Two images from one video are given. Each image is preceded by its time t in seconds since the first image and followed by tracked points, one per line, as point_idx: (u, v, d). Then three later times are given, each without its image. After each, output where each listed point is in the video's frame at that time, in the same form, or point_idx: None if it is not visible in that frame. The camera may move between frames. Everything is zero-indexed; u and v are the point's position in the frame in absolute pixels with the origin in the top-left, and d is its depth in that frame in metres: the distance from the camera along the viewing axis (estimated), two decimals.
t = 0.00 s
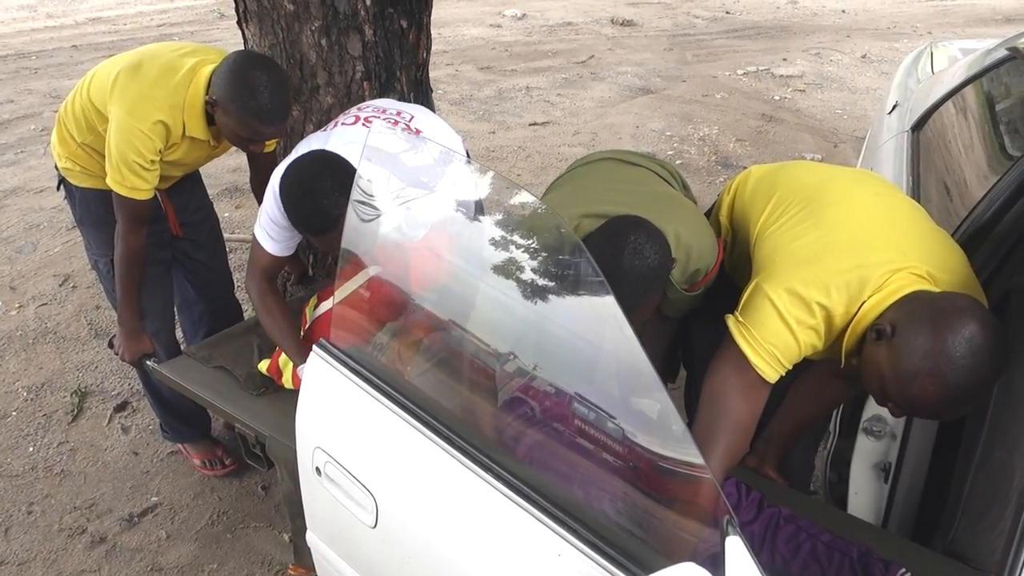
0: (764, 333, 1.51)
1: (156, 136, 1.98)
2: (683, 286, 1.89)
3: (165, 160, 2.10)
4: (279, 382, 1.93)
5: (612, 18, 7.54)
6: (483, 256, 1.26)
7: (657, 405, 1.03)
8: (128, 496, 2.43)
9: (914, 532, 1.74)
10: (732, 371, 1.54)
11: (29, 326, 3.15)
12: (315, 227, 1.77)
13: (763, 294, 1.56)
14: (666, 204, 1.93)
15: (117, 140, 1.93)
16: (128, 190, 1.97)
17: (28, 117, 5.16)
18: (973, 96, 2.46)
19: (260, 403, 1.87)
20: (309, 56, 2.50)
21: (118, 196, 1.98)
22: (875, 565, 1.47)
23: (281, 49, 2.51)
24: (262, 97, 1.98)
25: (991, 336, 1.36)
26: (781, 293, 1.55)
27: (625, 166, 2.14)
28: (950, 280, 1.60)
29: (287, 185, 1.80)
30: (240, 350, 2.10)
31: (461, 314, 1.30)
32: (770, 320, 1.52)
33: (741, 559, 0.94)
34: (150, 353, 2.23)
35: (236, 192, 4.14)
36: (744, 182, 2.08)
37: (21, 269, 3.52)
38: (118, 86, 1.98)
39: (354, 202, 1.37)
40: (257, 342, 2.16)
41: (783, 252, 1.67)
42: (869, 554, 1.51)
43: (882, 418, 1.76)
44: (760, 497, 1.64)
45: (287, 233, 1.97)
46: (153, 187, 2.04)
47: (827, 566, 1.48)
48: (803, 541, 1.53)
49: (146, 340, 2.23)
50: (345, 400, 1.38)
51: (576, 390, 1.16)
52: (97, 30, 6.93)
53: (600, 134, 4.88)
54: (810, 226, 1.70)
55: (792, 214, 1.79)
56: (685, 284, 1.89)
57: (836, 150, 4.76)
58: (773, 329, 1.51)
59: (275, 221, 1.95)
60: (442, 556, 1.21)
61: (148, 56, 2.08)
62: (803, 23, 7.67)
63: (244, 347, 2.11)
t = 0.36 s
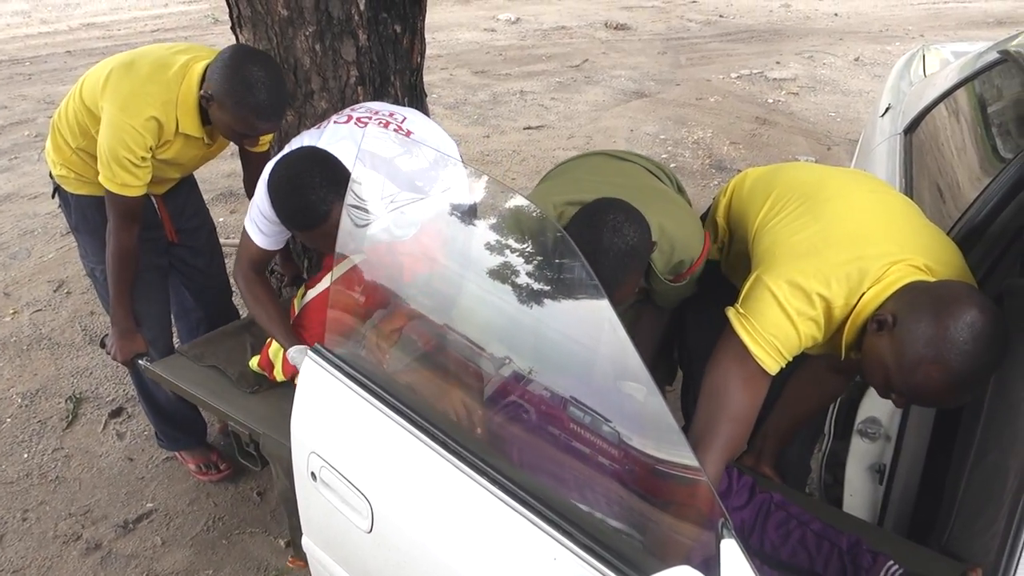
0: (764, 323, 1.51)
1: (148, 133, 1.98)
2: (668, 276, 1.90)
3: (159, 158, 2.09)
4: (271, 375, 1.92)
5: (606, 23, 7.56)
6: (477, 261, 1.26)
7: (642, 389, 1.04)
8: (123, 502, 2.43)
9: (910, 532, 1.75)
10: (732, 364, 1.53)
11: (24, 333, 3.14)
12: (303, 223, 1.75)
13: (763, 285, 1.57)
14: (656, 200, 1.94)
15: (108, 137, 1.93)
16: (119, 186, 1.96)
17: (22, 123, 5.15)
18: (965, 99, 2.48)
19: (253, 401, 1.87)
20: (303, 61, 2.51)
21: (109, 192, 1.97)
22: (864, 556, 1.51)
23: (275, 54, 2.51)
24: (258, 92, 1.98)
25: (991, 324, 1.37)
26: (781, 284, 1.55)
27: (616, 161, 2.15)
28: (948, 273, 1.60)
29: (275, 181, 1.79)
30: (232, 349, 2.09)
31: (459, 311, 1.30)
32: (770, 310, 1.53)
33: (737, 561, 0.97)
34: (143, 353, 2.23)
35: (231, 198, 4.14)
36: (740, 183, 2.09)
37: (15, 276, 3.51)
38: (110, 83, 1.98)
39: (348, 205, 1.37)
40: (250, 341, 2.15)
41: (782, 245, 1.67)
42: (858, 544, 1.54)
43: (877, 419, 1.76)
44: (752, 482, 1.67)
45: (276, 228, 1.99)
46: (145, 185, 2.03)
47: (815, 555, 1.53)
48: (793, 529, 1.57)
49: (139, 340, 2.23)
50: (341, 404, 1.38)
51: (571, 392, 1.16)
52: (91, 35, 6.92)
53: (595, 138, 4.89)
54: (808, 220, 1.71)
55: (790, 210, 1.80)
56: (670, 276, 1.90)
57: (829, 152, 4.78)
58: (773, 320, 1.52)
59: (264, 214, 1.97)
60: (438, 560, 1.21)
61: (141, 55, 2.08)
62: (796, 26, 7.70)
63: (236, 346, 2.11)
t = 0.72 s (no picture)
0: (759, 321, 1.52)
1: (143, 135, 1.99)
2: (641, 272, 1.93)
3: (154, 162, 2.10)
4: (233, 365, 1.97)
5: (600, 27, 7.58)
6: (473, 266, 1.26)
7: (610, 373, 1.08)
8: (119, 510, 2.42)
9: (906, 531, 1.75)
10: (726, 364, 1.53)
11: (18, 341, 3.14)
12: (289, 221, 1.76)
13: (757, 282, 1.57)
14: (635, 198, 1.97)
15: (104, 141, 1.94)
16: (114, 189, 1.96)
17: (16, 132, 5.15)
18: (956, 100, 2.49)
19: (244, 403, 1.84)
20: (296, 68, 2.51)
21: (105, 196, 1.97)
22: (815, 535, 1.54)
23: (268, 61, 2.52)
24: (257, 94, 1.98)
25: (983, 322, 1.38)
26: (775, 282, 1.56)
27: (602, 159, 2.17)
28: (940, 272, 1.62)
29: (260, 181, 1.80)
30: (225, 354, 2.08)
31: (455, 314, 1.31)
32: (765, 307, 1.53)
33: (729, 562, 0.97)
34: (134, 359, 2.20)
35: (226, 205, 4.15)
36: (735, 185, 2.10)
37: (10, 284, 3.51)
38: (105, 87, 1.99)
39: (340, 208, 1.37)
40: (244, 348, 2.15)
41: (776, 244, 1.68)
42: (810, 524, 1.57)
43: (870, 421, 1.77)
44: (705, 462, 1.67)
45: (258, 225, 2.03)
46: (141, 188, 2.03)
47: (768, 536, 1.56)
48: (747, 510, 1.59)
49: (131, 345, 2.20)
50: (336, 411, 1.38)
51: (568, 398, 1.16)
52: (85, 43, 6.92)
53: (589, 142, 4.90)
54: (802, 219, 1.72)
55: (784, 210, 1.81)
56: (643, 271, 1.93)
57: (823, 155, 4.80)
58: (767, 317, 1.52)
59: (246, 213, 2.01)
60: (432, 566, 1.21)
61: (135, 59, 2.09)
62: (789, 29, 7.73)
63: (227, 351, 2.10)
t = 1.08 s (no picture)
0: (757, 325, 1.51)
1: (139, 145, 1.98)
2: (618, 277, 1.91)
3: (150, 170, 2.09)
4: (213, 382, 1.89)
5: (597, 30, 7.59)
6: (470, 268, 1.26)
7: (588, 369, 1.11)
8: (118, 516, 2.41)
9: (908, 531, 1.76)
10: (725, 370, 1.53)
11: (16, 347, 3.13)
12: (269, 232, 1.76)
13: (755, 285, 1.57)
14: (614, 202, 1.97)
15: (99, 150, 1.93)
16: (110, 200, 1.96)
17: (13, 137, 5.14)
18: (954, 101, 2.50)
19: (242, 413, 1.79)
20: (293, 72, 2.51)
21: (100, 206, 1.97)
22: (785, 526, 1.54)
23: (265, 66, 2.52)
24: (256, 107, 1.98)
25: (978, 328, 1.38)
26: (773, 286, 1.55)
27: (590, 163, 2.17)
28: (937, 275, 1.62)
29: (239, 192, 1.79)
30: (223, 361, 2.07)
31: (452, 319, 1.30)
32: (763, 311, 1.52)
33: (729, 564, 0.97)
34: (129, 368, 2.21)
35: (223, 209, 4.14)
36: (732, 188, 2.09)
37: (7, 290, 3.50)
38: (100, 96, 1.99)
39: (341, 216, 1.38)
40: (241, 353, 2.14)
41: (773, 248, 1.68)
42: (781, 515, 1.58)
43: (870, 423, 1.73)
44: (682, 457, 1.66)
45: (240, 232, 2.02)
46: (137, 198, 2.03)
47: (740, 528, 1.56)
48: (719, 502, 1.59)
49: (126, 355, 2.21)
50: (335, 415, 1.38)
51: (568, 401, 1.16)
52: (82, 49, 6.92)
53: (586, 145, 4.91)
54: (800, 223, 1.72)
55: (781, 213, 1.81)
56: (620, 276, 1.92)
57: (820, 156, 4.80)
58: (765, 321, 1.52)
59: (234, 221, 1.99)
60: (431, 570, 1.21)
61: (131, 67, 2.09)
62: (786, 31, 7.75)
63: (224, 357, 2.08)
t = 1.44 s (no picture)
0: (756, 334, 1.51)
1: (138, 154, 1.98)
2: (623, 290, 1.89)
3: (148, 178, 2.09)
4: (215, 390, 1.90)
5: (597, 31, 7.59)
6: (471, 270, 1.25)
7: (590, 379, 1.11)
8: (118, 518, 2.41)
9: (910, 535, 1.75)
10: (725, 375, 1.53)
11: (16, 348, 3.13)
12: (278, 225, 1.77)
13: (754, 295, 1.57)
14: (614, 214, 1.94)
15: (99, 159, 1.93)
16: (110, 208, 1.96)
17: (13, 139, 5.14)
18: (955, 103, 2.49)
19: (244, 420, 1.78)
20: (294, 74, 2.51)
21: (99, 214, 1.97)
22: (791, 535, 1.53)
23: (266, 67, 2.51)
24: (256, 120, 1.98)
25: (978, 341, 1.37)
26: (772, 295, 1.55)
27: (588, 172, 2.15)
28: (938, 282, 1.61)
29: (247, 182, 1.79)
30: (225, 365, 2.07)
31: (451, 325, 1.30)
32: (762, 320, 1.52)
33: (731, 566, 0.98)
34: (132, 376, 2.22)
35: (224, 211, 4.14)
36: (733, 191, 2.09)
37: (7, 291, 3.50)
38: (99, 104, 1.98)
39: (342, 217, 1.38)
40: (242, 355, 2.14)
41: (772, 256, 1.68)
42: (786, 524, 1.56)
43: (872, 424, 1.73)
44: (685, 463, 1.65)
45: (249, 232, 2.02)
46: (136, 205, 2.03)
47: (745, 538, 1.54)
48: (724, 512, 1.57)
49: (127, 363, 2.22)
50: (336, 417, 1.38)
51: (568, 401, 1.15)
52: (83, 50, 6.93)
53: (587, 147, 4.91)
54: (800, 229, 1.71)
55: (782, 219, 1.81)
56: (625, 290, 1.89)
57: (821, 158, 4.80)
58: (764, 330, 1.51)
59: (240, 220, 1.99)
60: (432, 571, 1.20)
61: (128, 73, 2.08)
62: (786, 33, 7.74)
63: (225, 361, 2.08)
